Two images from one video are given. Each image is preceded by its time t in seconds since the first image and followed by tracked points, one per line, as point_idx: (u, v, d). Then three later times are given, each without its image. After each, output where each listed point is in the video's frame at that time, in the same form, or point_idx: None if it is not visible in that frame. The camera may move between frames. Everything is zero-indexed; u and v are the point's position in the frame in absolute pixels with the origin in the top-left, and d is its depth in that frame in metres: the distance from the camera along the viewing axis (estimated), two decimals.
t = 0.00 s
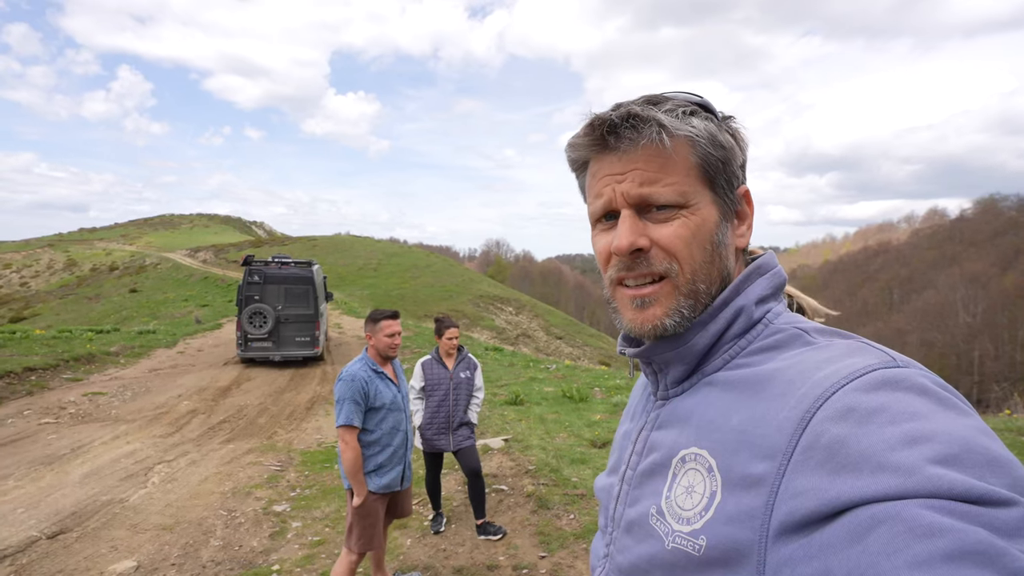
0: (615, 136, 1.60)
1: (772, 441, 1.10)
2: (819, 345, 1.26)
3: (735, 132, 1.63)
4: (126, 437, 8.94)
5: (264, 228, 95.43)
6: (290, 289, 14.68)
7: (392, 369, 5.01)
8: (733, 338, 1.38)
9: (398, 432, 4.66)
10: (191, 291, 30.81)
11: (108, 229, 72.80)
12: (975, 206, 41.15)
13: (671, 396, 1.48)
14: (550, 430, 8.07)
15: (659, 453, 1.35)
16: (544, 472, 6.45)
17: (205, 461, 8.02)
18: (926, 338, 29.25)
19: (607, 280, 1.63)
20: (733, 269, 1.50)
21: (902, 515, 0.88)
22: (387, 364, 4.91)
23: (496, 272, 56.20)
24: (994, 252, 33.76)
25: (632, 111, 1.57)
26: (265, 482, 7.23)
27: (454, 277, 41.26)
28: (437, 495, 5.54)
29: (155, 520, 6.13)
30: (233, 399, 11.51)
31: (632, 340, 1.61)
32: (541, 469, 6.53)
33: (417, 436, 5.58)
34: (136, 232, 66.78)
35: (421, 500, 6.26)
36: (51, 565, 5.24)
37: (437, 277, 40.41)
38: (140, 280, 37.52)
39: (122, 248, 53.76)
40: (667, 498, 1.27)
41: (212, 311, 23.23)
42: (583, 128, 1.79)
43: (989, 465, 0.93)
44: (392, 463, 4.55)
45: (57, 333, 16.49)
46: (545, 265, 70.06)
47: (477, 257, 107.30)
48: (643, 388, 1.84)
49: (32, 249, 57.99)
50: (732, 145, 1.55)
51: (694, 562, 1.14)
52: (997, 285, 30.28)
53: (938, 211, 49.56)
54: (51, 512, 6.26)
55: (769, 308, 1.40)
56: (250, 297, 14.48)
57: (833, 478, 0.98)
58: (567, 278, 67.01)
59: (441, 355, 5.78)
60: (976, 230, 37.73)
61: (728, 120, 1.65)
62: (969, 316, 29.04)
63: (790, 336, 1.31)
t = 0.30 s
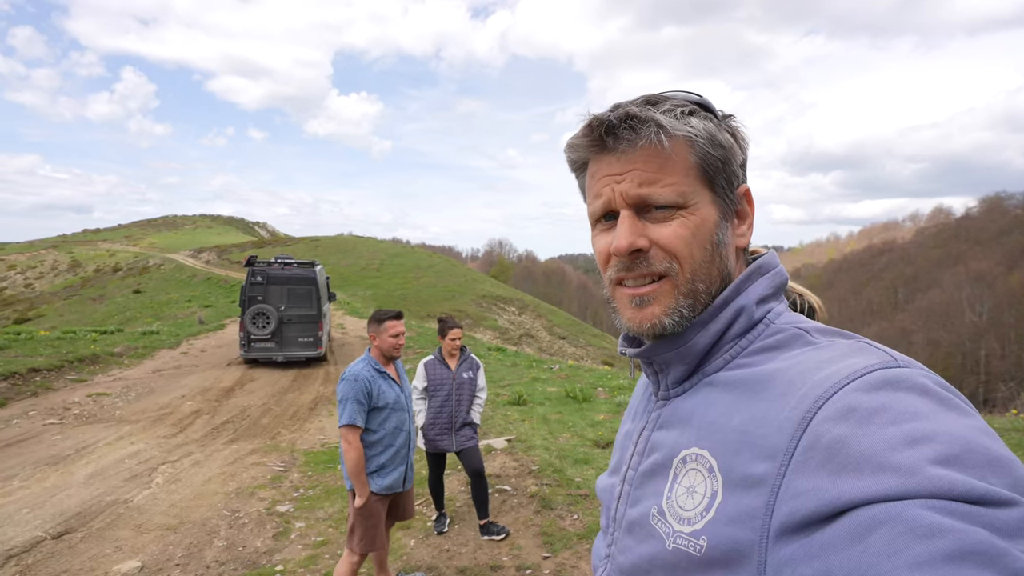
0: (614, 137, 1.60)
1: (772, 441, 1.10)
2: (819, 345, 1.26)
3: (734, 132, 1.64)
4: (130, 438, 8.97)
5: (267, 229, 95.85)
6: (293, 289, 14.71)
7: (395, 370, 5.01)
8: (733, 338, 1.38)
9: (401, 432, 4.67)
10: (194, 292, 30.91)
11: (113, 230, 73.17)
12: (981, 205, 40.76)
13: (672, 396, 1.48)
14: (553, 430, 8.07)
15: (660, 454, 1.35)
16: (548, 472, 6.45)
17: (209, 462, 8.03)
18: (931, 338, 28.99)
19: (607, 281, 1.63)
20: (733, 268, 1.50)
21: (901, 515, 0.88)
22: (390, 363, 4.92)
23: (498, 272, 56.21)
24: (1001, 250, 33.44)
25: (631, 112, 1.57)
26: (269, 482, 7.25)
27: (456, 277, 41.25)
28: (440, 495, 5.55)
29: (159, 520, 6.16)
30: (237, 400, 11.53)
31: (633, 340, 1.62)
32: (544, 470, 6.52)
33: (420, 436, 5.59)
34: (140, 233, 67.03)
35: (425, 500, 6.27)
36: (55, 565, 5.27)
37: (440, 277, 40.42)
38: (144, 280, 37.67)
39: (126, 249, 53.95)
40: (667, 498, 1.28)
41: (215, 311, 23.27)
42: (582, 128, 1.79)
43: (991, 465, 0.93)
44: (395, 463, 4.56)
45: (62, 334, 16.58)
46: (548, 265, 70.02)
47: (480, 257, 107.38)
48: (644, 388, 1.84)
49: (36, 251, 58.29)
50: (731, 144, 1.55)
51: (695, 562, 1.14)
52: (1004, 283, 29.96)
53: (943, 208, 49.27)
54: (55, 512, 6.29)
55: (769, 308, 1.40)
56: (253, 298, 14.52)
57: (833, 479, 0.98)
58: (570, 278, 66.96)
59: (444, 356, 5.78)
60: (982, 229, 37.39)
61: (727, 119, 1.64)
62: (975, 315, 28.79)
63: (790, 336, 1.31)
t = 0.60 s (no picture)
0: (616, 137, 1.61)
1: (773, 440, 1.11)
2: (821, 344, 1.27)
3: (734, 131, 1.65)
4: (132, 438, 8.99)
5: (268, 229, 96.04)
6: (294, 290, 14.72)
7: (397, 370, 5.02)
8: (734, 337, 1.40)
9: (402, 432, 4.69)
10: (196, 292, 30.98)
11: (115, 231, 73.38)
12: (982, 205, 40.69)
13: (673, 396, 1.49)
14: (554, 429, 8.08)
15: (662, 453, 1.36)
16: (549, 472, 6.45)
17: (211, 461, 8.05)
18: (930, 338, 28.98)
19: (608, 280, 1.64)
20: (734, 268, 1.51)
21: (902, 513, 0.89)
22: (392, 363, 4.93)
23: (498, 272, 56.27)
24: (1001, 250, 33.39)
25: (633, 112, 1.59)
26: (271, 482, 7.27)
27: (457, 278, 41.31)
28: (441, 495, 5.56)
29: (161, 520, 6.17)
30: (238, 400, 11.55)
31: (635, 339, 1.63)
32: (545, 469, 6.53)
33: (421, 436, 5.60)
34: (141, 234, 67.18)
35: (426, 500, 6.28)
36: (59, 564, 5.29)
37: (441, 277, 40.48)
38: (146, 281, 37.77)
39: (128, 249, 54.10)
40: (669, 497, 1.29)
41: (216, 312, 23.33)
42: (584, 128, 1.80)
43: (991, 463, 0.94)
44: (396, 463, 4.57)
45: (64, 334, 16.62)
46: (548, 266, 70.11)
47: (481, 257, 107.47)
48: (645, 388, 1.85)
49: (38, 251, 58.41)
50: (734, 144, 1.56)
51: (696, 560, 1.15)
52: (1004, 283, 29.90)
53: (944, 207, 49.19)
54: (58, 511, 6.31)
55: (769, 308, 1.41)
56: (255, 298, 14.53)
57: (834, 478, 0.99)
58: (570, 278, 66.93)
59: (445, 356, 5.78)
60: (982, 229, 37.36)
61: (727, 118, 1.66)
62: (976, 315, 28.72)
63: (792, 335, 1.32)
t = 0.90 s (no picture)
0: (625, 134, 1.58)
1: (773, 440, 1.11)
2: (821, 344, 1.27)
3: (765, 130, 1.56)
4: (132, 439, 8.99)
5: (268, 231, 96.10)
6: (294, 290, 14.71)
7: (398, 370, 5.01)
8: (734, 337, 1.40)
9: (404, 433, 4.68)
10: (196, 293, 31.00)
11: (115, 232, 73.45)
12: (982, 204, 40.60)
13: (673, 394, 1.48)
14: (555, 430, 8.09)
15: (660, 451, 1.36)
16: (550, 472, 6.44)
17: (212, 462, 8.05)
18: (931, 338, 28.97)
19: (604, 275, 1.66)
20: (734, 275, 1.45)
21: (904, 514, 0.89)
22: (394, 363, 4.92)
23: (498, 272, 56.34)
24: (1001, 250, 33.35)
25: (646, 109, 1.54)
26: (272, 483, 7.27)
27: (457, 278, 41.35)
28: (442, 495, 5.55)
29: (162, 521, 6.17)
30: (239, 401, 11.55)
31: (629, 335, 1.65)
32: (546, 469, 6.53)
33: (422, 437, 5.60)
34: (141, 235, 67.15)
35: (427, 500, 6.28)
36: (60, 565, 5.28)
37: (441, 278, 40.52)
38: (146, 282, 37.76)
39: (128, 251, 54.12)
40: (667, 495, 1.28)
41: (216, 313, 23.34)
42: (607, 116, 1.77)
43: (992, 466, 0.94)
44: (398, 463, 4.56)
45: (64, 335, 16.61)
46: (549, 266, 70.15)
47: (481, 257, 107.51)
48: (646, 384, 1.85)
49: (38, 253, 58.43)
50: (756, 149, 1.46)
51: (694, 559, 1.15)
52: (1005, 282, 29.83)
53: (944, 207, 49.18)
54: (59, 513, 6.30)
55: (772, 307, 1.42)
56: (255, 299, 14.51)
57: (834, 479, 0.98)
58: (571, 279, 66.94)
59: (446, 357, 5.76)
60: (982, 228, 37.33)
61: (760, 116, 1.55)
62: (976, 314, 28.72)
63: (793, 335, 1.32)
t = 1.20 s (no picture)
0: (599, 146, 1.57)
1: (773, 439, 1.08)
2: (824, 344, 1.24)
3: (738, 124, 1.52)
4: (131, 440, 8.96)
5: (268, 232, 96.13)
6: (294, 291, 14.68)
7: (400, 371, 4.97)
8: (737, 336, 1.36)
9: (405, 434, 4.65)
10: (196, 293, 30.96)
11: (114, 233, 73.38)
12: (983, 204, 40.45)
13: (676, 393, 1.46)
14: (556, 431, 8.05)
15: (662, 449, 1.33)
16: (551, 473, 6.41)
17: (211, 464, 8.02)
18: (933, 338, 28.85)
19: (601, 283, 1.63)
20: (729, 270, 1.43)
21: (904, 514, 0.86)
22: (396, 364, 4.88)
23: (499, 273, 56.31)
24: (1002, 250, 33.24)
25: (615, 119, 1.53)
26: (271, 485, 7.23)
27: (458, 279, 41.32)
28: (443, 497, 5.51)
29: (161, 523, 6.14)
30: (238, 402, 11.50)
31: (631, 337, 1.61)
32: (547, 470, 6.49)
33: (422, 437, 5.56)
34: (140, 236, 67.05)
35: (428, 502, 6.24)
36: (57, 569, 5.24)
37: (442, 278, 40.48)
38: (145, 283, 37.68)
39: (127, 251, 54.05)
40: (669, 494, 1.25)
41: (216, 313, 23.31)
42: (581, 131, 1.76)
43: (995, 466, 0.91)
44: (399, 464, 4.53)
45: (64, 336, 16.57)
46: (550, 266, 70.12)
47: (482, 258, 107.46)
48: (650, 384, 1.81)
49: (37, 254, 58.34)
50: (729, 142, 1.43)
51: (695, 558, 1.12)
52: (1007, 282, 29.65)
53: (944, 207, 49.13)
54: (56, 515, 6.27)
55: (774, 306, 1.38)
56: (255, 300, 14.48)
57: (834, 478, 0.95)
58: (571, 279, 66.87)
59: (448, 357, 5.72)
60: (983, 228, 37.20)
61: (730, 110, 1.53)
62: (977, 314, 28.64)
63: (795, 335, 1.29)
